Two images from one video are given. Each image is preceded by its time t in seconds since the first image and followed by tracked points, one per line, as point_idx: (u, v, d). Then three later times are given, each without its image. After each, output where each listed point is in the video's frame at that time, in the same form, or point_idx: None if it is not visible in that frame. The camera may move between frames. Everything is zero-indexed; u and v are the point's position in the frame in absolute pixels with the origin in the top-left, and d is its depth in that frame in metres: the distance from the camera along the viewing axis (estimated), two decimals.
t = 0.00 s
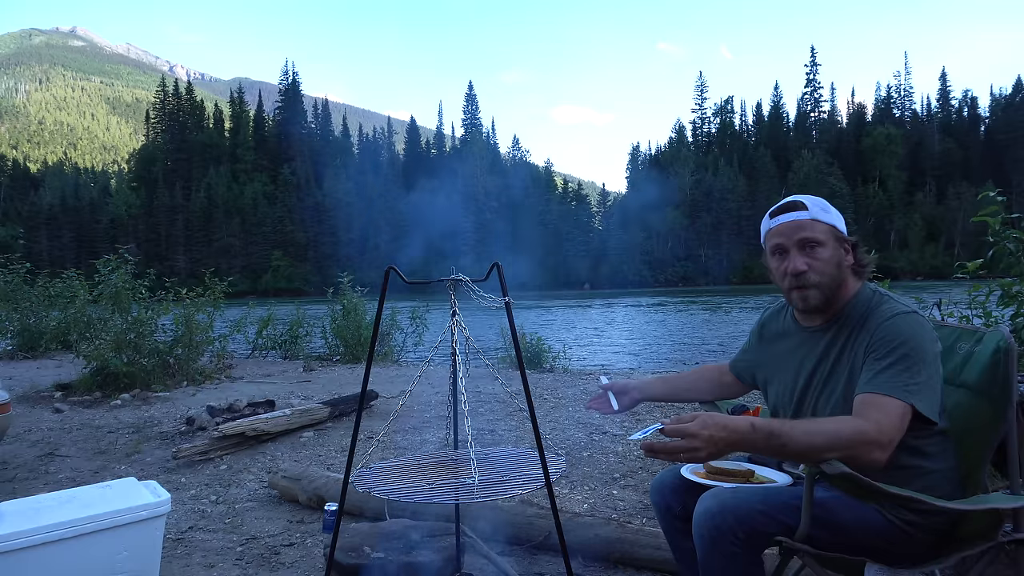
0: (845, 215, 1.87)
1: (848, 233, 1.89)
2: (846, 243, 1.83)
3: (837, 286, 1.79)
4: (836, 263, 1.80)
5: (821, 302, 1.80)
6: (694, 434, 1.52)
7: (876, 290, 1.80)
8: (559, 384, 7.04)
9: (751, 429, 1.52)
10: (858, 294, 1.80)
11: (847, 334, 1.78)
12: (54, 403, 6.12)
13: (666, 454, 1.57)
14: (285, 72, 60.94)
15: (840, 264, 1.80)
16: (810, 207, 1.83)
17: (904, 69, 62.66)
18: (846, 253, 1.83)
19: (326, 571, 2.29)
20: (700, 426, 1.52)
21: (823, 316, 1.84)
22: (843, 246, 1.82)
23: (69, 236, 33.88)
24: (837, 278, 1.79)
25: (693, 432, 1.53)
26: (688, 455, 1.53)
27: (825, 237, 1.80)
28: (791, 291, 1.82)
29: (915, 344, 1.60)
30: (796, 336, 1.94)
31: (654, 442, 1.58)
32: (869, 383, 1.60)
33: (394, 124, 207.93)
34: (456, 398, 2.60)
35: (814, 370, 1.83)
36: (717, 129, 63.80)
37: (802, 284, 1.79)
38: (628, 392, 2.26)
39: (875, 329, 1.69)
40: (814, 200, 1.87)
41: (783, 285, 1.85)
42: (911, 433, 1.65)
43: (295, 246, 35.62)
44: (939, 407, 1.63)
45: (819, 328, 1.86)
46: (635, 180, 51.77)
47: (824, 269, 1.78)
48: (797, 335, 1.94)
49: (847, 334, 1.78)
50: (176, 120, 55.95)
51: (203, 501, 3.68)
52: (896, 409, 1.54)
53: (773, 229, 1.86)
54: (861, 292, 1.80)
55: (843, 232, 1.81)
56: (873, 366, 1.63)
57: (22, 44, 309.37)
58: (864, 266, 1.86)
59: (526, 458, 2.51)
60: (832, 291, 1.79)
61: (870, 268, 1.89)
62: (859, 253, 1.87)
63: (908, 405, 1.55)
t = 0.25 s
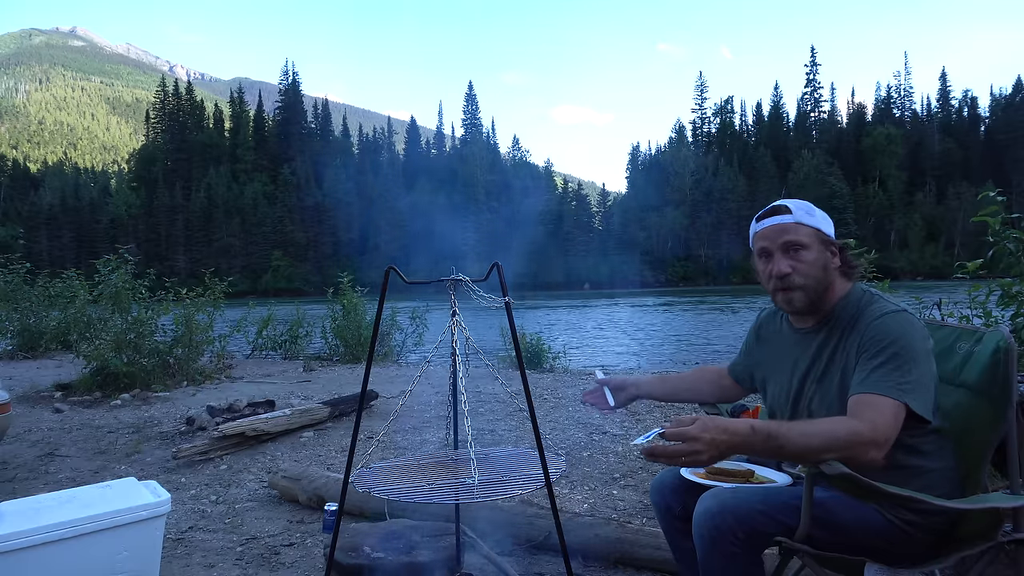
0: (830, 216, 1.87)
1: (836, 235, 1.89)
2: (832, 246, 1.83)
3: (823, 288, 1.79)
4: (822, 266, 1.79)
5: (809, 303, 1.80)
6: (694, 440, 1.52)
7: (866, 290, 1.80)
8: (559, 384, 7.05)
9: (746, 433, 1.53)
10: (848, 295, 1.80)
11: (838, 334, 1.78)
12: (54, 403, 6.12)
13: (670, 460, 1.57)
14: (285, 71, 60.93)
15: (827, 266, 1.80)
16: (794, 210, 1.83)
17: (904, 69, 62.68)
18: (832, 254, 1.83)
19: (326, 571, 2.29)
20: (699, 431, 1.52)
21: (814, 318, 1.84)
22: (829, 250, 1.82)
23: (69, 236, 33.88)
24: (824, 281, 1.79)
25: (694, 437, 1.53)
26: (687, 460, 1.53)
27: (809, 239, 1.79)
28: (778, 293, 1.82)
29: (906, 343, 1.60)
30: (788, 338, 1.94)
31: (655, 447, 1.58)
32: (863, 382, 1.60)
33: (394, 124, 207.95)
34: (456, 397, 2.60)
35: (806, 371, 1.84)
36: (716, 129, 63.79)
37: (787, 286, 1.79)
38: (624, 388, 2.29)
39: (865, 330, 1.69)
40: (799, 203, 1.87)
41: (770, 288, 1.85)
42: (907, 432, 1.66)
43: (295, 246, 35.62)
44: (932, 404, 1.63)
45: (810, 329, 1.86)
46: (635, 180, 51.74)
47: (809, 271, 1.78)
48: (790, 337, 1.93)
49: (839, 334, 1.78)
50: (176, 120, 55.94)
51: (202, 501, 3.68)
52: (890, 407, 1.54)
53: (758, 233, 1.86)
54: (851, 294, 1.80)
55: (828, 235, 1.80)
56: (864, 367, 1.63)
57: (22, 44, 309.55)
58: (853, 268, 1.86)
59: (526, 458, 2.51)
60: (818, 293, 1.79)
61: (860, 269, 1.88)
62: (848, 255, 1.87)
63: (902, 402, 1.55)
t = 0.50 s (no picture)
0: (822, 217, 1.87)
1: (829, 235, 1.88)
2: (824, 248, 1.83)
3: (814, 289, 1.79)
4: (813, 266, 1.79)
5: (802, 305, 1.80)
6: (691, 441, 1.53)
7: (862, 289, 1.79)
8: (558, 384, 7.05)
9: (746, 432, 1.52)
10: (842, 296, 1.79)
11: (833, 335, 1.78)
12: (55, 403, 6.12)
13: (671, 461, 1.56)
14: (285, 72, 60.94)
15: (818, 267, 1.80)
16: (783, 214, 1.84)
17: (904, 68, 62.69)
18: (824, 256, 1.83)
19: (326, 571, 2.29)
20: (696, 431, 1.53)
21: (808, 319, 1.84)
22: (821, 251, 1.82)
23: (69, 236, 33.90)
24: (815, 282, 1.79)
25: (692, 438, 1.53)
26: (685, 460, 1.53)
27: (799, 241, 1.80)
28: (769, 294, 1.82)
29: (900, 342, 1.61)
30: (788, 339, 1.93)
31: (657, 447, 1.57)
32: (859, 381, 1.60)
33: (394, 124, 207.92)
34: (456, 397, 2.60)
35: (803, 372, 1.84)
36: (716, 129, 63.79)
37: (777, 288, 1.80)
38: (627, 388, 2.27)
39: (861, 328, 1.69)
40: (790, 205, 1.87)
41: (762, 289, 1.85)
42: (906, 432, 1.66)
43: (295, 246, 35.64)
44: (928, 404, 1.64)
45: (806, 330, 1.86)
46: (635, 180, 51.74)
47: (799, 272, 1.78)
48: (788, 339, 1.93)
49: (834, 334, 1.78)
50: (176, 120, 55.94)
51: (202, 501, 3.68)
52: (888, 406, 1.55)
53: (750, 235, 1.86)
54: (846, 293, 1.80)
55: (818, 235, 1.81)
56: (860, 367, 1.63)
57: (22, 44, 309.79)
58: (848, 269, 1.85)
59: (526, 458, 2.51)
60: (809, 295, 1.79)
61: (857, 268, 1.87)
62: (842, 254, 1.87)
63: (901, 401, 1.55)
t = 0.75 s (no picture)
0: (820, 214, 1.85)
1: (824, 235, 1.86)
2: (815, 251, 1.80)
3: (806, 292, 1.78)
4: (801, 272, 1.78)
5: (796, 306, 1.80)
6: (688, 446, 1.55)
7: (860, 291, 1.78)
8: (558, 385, 7.05)
9: (740, 434, 1.54)
10: (841, 297, 1.79)
11: (830, 335, 1.78)
12: (55, 403, 6.12)
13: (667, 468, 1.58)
14: (285, 71, 60.92)
15: (805, 272, 1.78)
16: (766, 221, 1.81)
17: (904, 68, 62.73)
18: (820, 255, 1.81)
19: (326, 571, 2.29)
20: (691, 435, 1.55)
21: (805, 320, 1.84)
22: (809, 255, 1.79)
23: (69, 236, 33.91)
24: (805, 286, 1.78)
25: (686, 442, 1.55)
26: (681, 465, 1.55)
27: (784, 249, 1.77)
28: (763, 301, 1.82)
29: (898, 341, 1.61)
30: (787, 341, 1.93)
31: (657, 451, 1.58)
32: (858, 381, 1.60)
33: (394, 123, 207.96)
34: (456, 397, 2.60)
35: (802, 375, 1.84)
36: (716, 129, 63.79)
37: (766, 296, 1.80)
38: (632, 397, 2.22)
39: (859, 329, 1.69)
40: (776, 208, 1.84)
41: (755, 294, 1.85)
42: (905, 430, 1.66)
43: (295, 246, 35.64)
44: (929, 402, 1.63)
45: (805, 330, 1.85)
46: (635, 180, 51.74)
47: (786, 279, 1.78)
48: (787, 340, 1.93)
49: (832, 334, 1.77)
50: (176, 120, 55.96)
51: (203, 501, 3.68)
52: (887, 405, 1.54)
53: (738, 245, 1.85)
54: (844, 294, 1.79)
55: (809, 238, 1.78)
56: (857, 369, 1.63)
57: (22, 44, 309.75)
58: (845, 268, 1.83)
59: (526, 458, 2.51)
60: (804, 296, 1.79)
61: (854, 267, 1.86)
62: (837, 253, 1.85)
63: (898, 399, 1.55)
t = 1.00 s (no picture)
0: (819, 213, 1.85)
1: (823, 234, 1.86)
2: (812, 251, 1.80)
3: (805, 292, 1.78)
4: (798, 273, 1.78)
5: (796, 306, 1.81)
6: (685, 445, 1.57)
7: (861, 291, 1.78)
8: (558, 385, 7.04)
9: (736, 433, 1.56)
10: (840, 297, 1.79)
11: (829, 335, 1.78)
12: (55, 403, 6.12)
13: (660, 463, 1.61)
14: (285, 71, 60.92)
15: (801, 273, 1.78)
16: (762, 222, 1.81)
17: (904, 68, 62.81)
18: (820, 254, 1.81)
19: (327, 571, 2.29)
20: (686, 434, 1.58)
21: (805, 319, 1.84)
22: (804, 255, 1.78)
23: (69, 236, 33.91)
24: (802, 287, 1.78)
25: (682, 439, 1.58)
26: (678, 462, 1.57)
27: (780, 251, 1.77)
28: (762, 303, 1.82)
29: (897, 342, 1.60)
30: (787, 340, 1.94)
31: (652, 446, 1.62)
32: (858, 380, 1.60)
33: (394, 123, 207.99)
34: (456, 398, 2.60)
35: (803, 373, 1.84)
36: (717, 129, 63.78)
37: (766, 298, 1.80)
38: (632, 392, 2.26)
39: (858, 330, 1.69)
40: (773, 208, 1.85)
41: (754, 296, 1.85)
42: (905, 429, 1.66)
43: (295, 246, 35.65)
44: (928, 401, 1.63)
45: (804, 331, 1.85)
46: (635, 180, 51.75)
47: (783, 280, 1.78)
48: (787, 339, 1.94)
49: (832, 334, 1.77)
50: (176, 120, 55.95)
51: (203, 501, 3.68)
52: (886, 403, 1.54)
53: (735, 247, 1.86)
54: (844, 295, 1.79)
55: (810, 238, 1.78)
56: (857, 369, 1.63)
57: (22, 45, 309.88)
58: (844, 267, 1.83)
59: (525, 458, 2.51)
60: (805, 295, 1.79)
61: (854, 267, 1.86)
62: (836, 252, 1.84)
63: (898, 399, 1.55)
